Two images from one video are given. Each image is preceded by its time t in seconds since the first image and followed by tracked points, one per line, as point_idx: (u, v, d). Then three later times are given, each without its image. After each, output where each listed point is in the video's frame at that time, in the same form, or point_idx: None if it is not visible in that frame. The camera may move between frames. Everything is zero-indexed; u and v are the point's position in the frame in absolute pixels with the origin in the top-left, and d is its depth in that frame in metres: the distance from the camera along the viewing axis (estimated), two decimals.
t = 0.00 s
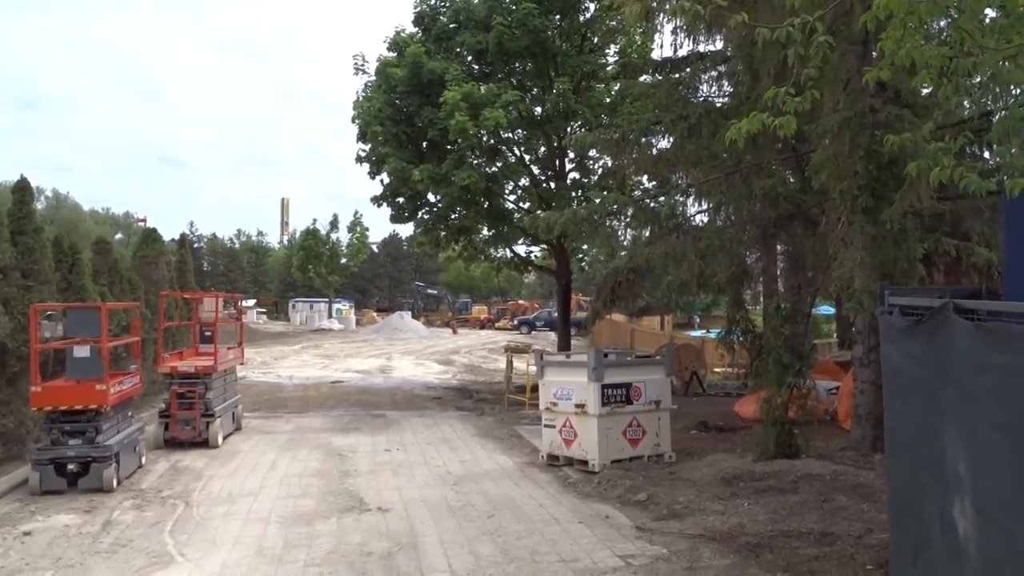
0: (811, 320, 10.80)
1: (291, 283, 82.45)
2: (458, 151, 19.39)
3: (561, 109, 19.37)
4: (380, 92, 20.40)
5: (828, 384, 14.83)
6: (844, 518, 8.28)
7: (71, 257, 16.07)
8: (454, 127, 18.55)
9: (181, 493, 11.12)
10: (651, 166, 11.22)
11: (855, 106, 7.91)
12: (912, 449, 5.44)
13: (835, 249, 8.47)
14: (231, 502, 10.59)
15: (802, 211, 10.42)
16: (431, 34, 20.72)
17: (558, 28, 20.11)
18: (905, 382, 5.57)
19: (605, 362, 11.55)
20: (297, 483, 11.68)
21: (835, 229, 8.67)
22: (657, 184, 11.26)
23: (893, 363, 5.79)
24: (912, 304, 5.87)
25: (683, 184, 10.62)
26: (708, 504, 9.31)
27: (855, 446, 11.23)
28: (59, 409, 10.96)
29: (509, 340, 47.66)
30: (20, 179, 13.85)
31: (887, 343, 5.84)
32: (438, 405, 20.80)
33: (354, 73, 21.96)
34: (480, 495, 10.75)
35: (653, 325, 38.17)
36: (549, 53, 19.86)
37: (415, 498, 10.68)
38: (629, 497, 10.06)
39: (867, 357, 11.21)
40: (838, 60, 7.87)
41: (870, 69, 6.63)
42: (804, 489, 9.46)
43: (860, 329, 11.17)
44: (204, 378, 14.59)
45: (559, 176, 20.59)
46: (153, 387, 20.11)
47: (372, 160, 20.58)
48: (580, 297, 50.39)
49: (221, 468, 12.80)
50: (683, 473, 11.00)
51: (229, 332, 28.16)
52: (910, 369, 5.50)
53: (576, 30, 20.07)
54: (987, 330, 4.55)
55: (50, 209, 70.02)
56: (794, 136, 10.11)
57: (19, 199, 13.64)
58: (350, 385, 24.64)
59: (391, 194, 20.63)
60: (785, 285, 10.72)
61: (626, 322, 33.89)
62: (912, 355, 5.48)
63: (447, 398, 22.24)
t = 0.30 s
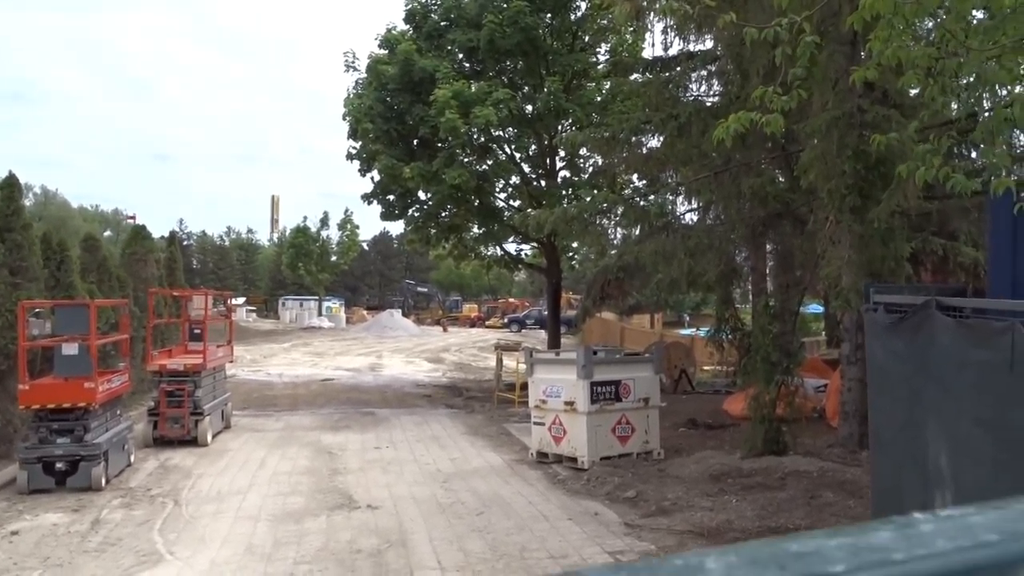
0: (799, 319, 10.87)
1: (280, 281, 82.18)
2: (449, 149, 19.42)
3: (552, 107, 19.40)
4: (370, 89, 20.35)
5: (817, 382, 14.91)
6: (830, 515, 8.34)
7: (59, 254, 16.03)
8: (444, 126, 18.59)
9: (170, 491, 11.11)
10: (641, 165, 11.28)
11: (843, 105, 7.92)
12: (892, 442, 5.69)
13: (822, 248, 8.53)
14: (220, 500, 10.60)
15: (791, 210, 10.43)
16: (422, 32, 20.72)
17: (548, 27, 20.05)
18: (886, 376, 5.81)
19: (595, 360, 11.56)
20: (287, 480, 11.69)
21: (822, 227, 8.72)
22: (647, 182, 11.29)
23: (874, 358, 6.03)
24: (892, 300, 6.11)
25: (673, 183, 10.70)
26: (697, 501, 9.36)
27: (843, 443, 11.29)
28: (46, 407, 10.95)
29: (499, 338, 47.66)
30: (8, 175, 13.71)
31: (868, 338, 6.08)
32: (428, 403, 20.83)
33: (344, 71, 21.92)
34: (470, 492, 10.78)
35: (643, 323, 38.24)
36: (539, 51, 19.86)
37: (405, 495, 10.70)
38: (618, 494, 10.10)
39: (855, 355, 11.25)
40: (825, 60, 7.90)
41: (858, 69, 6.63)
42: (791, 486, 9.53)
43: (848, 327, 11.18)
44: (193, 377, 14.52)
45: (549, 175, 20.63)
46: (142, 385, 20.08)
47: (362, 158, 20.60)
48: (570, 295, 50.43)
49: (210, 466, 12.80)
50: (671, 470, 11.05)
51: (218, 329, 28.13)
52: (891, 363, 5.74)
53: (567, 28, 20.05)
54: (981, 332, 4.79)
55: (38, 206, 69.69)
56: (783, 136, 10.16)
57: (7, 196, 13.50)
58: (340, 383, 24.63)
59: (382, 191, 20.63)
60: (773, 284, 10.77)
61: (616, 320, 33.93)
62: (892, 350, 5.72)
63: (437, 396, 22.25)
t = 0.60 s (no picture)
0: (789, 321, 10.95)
1: (272, 278, 81.96)
2: (442, 147, 19.43)
3: (545, 106, 19.40)
4: (364, 86, 20.36)
5: (806, 384, 14.98)
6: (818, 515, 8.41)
7: (50, 248, 16.00)
8: (437, 124, 18.59)
9: (159, 486, 11.11)
10: (634, 165, 11.26)
11: (834, 107, 7.96)
12: (879, 442, 5.78)
13: (811, 250, 8.60)
14: (210, 495, 10.60)
15: (783, 212, 10.46)
16: (417, 29, 20.71)
17: (543, 26, 20.07)
18: (874, 376, 5.88)
19: (586, 359, 11.58)
20: (277, 476, 11.69)
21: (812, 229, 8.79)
22: (640, 183, 11.25)
23: (863, 358, 6.10)
24: (880, 301, 6.17)
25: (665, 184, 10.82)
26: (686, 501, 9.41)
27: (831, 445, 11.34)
28: (35, 401, 10.97)
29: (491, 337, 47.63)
30: None
31: (856, 339, 6.13)
32: (419, 402, 20.84)
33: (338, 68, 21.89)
34: (460, 489, 10.81)
35: (635, 324, 38.27)
36: (534, 50, 19.85)
37: (395, 492, 10.72)
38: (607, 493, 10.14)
39: (844, 357, 11.33)
40: (817, 62, 7.96)
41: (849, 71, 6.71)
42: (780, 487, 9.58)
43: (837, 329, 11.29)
44: (184, 372, 14.46)
45: (542, 174, 20.63)
46: (132, 380, 20.04)
47: (355, 155, 20.60)
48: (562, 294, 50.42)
49: (200, 461, 12.80)
50: (661, 469, 11.09)
51: (210, 326, 28.08)
52: (879, 364, 5.81)
53: (561, 28, 20.03)
54: (967, 333, 4.89)
55: (28, 200, 69.38)
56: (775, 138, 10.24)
57: None
58: (331, 381, 24.61)
59: (375, 189, 20.61)
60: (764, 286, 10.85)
61: (608, 320, 33.95)
62: (879, 351, 5.79)
63: (428, 394, 22.26)
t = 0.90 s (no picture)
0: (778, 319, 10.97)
1: (263, 277, 81.76)
2: (433, 146, 19.43)
3: (536, 105, 19.44)
4: (355, 84, 20.27)
5: (796, 381, 15.04)
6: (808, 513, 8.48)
7: (38, 247, 15.94)
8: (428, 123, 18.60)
9: (149, 486, 11.07)
10: (624, 164, 11.18)
11: (824, 106, 7.97)
12: (867, 441, 5.80)
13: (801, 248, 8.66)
14: (200, 495, 10.57)
15: (772, 210, 10.56)
16: (407, 28, 20.68)
17: (534, 24, 20.06)
18: (862, 375, 5.87)
19: (577, 357, 11.61)
20: (268, 476, 11.67)
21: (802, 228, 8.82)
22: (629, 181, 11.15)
23: (851, 357, 6.09)
24: (869, 300, 6.16)
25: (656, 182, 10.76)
26: (676, 499, 9.45)
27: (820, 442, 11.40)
28: (24, 401, 10.93)
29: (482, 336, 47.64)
30: None
31: (845, 338, 6.11)
32: (410, 400, 20.84)
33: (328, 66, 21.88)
34: (451, 488, 10.80)
35: (625, 322, 38.34)
36: (525, 49, 19.86)
37: (386, 491, 10.71)
38: (598, 491, 10.15)
39: (833, 355, 11.38)
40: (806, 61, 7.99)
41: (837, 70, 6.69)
42: (770, 484, 9.61)
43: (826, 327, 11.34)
44: (173, 371, 14.43)
45: (533, 173, 20.64)
46: (122, 380, 19.97)
47: (346, 154, 20.58)
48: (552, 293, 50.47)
49: (190, 461, 12.77)
50: (652, 467, 11.12)
51: (200, 325, 28.00)
52: (867, 363, 5.80)
53: (552, 26, 20.02)
54: (951, 332, 4.85)
55: (16, 199, 69.06)
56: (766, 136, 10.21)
57: None
58: (322, 379, 24.58)
59: (366, 187, 20.60)
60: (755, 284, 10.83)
61: (599, 318, 34.00)
62: (867, 350, 5.77)
63: (420, 393, 22.26)
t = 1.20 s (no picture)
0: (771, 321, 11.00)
1: (256, 279, 81.53)
2: (427, 148, 19.39)
3: (530, 107, 19.41)
4: (349, 87, 20.35)
5: (789, 383, 15.09)
6: (800, 514, 8.55)
7: (31, 251, 15.90)
8: (422, 125, 18.62)
9: (143, 490, 11.06)
10: (618, 166, 11.26)
11: (816, 109, 8.02)
12: (857, 443, 5.85)
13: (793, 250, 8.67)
14: (195, 499, 10.56)
15: (765, 212, 10.53)
16: (401, 30, 20.66)
17: (527, 27, 20.12)
18: (851, 378, 5.91)
19: (571, 359, 11.64)
20: (262, 479, 11.66)
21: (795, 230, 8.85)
22: (623, 183, 11.24)
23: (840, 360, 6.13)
24: (859, 304, 6.20)
25: (649, 184, 10.81)
26: (670, 500, 9.48)
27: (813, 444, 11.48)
28: (17, 405, 10.86)
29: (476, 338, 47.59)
30: None
31: (835, 341, 6.15)
32: (404, 403, 20.83)
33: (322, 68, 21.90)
34: (446, 491, 10.82)
35: (620, 323, 38.32)
36: (518, 52, 19.91)
37: (381, 494, 10.71)
38: (593, 493, 10.17)
39: (826, 357, 11.36)
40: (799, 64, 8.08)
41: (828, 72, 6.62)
42: (764, 485, 9.65)
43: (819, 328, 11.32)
44: (167, 375, 14.43)
45: (526, 175, 20.64)
46: (115, 383, 19.93)
47: (339, 156, 20.56)
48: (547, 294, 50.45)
49: (185, 465, 12.76)
50: (646, 469, 11.13)
51: (193, 327, 27.94)
52: (857, 366, 5.83)
53: (545, 29, 20.04)
54: (941, 337, 4.88)
55: (8, 202, 68.80)
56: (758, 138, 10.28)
57: None
58: (316, 382, 24.56)
59: (359, 189, 20.58)
60: (748, 285, 10.83)
61: (593, 320, 33.99)
62: (857, 353, 5.81)
63: (414, 395, 22.26)
